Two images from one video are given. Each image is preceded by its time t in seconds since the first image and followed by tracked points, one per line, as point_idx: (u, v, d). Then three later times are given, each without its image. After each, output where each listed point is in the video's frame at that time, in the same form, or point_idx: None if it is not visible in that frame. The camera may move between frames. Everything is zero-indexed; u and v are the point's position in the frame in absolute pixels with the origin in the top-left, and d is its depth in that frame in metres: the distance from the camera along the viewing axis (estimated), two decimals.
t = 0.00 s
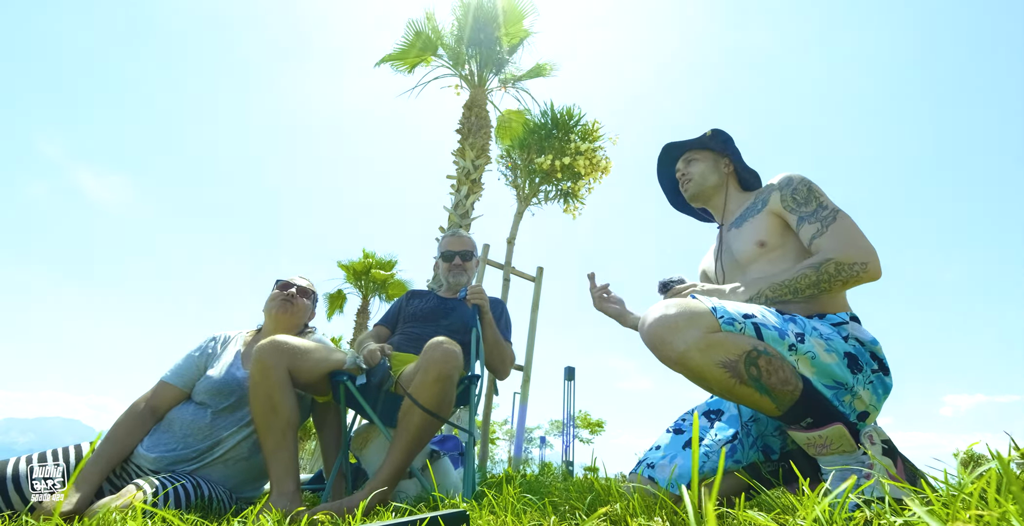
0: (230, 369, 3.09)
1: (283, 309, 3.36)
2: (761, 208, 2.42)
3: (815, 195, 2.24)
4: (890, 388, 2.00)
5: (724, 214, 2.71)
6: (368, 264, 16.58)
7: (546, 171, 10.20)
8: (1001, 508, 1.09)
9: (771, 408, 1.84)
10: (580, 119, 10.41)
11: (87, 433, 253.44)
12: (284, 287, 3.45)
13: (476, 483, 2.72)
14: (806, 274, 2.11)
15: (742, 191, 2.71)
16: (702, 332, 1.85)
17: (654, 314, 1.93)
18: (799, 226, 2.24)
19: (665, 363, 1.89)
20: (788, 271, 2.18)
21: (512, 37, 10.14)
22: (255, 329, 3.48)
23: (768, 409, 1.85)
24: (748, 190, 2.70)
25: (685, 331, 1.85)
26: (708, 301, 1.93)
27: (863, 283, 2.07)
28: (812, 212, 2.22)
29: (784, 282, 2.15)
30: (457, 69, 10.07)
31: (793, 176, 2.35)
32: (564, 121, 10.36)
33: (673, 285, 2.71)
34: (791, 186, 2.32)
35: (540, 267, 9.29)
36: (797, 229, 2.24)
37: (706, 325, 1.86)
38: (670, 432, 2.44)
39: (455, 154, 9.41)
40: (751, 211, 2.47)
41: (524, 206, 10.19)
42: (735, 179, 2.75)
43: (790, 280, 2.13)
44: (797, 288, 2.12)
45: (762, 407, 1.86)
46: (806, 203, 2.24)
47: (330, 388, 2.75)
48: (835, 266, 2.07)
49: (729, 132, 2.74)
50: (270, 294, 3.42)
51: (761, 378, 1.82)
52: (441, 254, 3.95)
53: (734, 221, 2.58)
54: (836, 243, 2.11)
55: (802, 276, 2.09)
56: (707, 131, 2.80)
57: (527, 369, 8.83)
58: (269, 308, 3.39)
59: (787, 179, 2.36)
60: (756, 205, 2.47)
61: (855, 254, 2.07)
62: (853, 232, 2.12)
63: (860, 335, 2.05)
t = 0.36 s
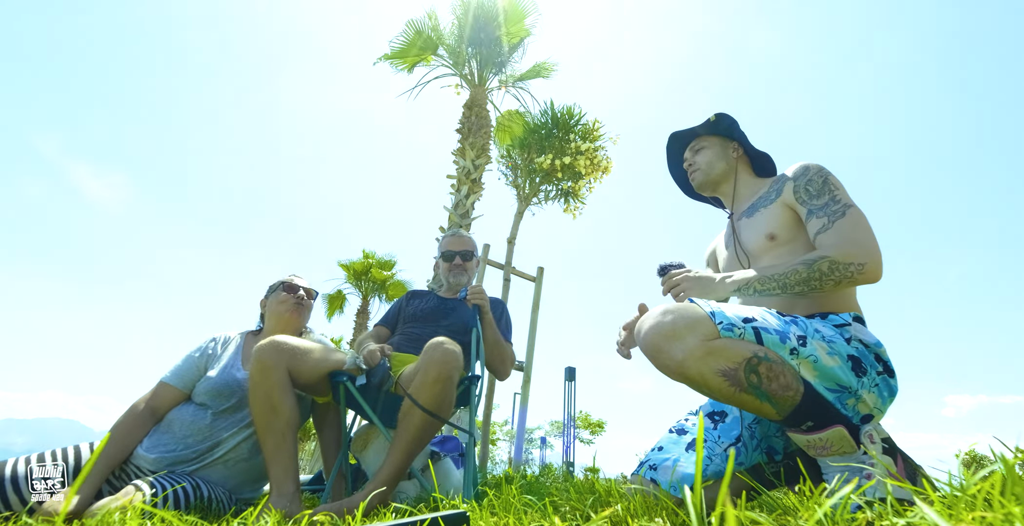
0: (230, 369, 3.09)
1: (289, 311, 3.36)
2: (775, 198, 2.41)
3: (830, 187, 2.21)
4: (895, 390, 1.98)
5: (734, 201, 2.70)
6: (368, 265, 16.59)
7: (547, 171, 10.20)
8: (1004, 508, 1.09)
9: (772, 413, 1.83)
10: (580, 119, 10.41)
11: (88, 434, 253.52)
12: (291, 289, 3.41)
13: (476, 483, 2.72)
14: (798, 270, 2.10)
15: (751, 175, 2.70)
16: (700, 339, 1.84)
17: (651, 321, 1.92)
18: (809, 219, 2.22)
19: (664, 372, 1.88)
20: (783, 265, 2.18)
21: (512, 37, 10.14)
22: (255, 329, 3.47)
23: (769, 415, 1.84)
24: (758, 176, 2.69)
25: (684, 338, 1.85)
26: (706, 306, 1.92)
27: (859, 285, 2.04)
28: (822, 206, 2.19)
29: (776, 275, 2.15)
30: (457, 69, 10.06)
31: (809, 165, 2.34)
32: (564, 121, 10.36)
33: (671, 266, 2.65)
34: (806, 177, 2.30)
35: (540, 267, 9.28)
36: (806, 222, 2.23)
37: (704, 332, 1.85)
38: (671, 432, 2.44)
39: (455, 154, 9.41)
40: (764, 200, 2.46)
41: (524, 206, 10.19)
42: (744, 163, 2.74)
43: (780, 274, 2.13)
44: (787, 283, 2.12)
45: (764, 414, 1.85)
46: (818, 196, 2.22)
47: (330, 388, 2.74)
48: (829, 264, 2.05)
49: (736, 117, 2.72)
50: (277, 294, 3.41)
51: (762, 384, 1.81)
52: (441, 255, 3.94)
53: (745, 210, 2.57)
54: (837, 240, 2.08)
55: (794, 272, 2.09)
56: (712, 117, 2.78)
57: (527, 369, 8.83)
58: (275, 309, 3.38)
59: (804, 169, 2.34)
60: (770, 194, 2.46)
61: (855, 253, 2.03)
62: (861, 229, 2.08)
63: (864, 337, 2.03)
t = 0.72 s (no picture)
0: (230, 370, 3.09)
1: (286, 310, 3.35)
2: (781, 193, 2.40)
3: (844, 182, 2.21)
4: (894, 389, 1.98)
5: (737, 184, 2.70)
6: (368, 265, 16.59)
7: (547, 171, 10.20)
8: (1005, 509, 1.08)
9: (776, 419, 1.84)
10: (580, 119, 10.40)
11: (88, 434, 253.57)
12: (287, 288, 3.41)
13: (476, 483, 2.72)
14: (827, 269, 2.06)
15: (756, 160, 2.71)
16: (705, 347, 1.84)
17: (654, 329, 1.92)
18: (825, 215, 2.20)
19: (669, 380, 1.89)
20: (808, 264, 2.14)
21: (512, 37, 10.14)
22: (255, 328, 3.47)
23: (774, 420, 1.84)
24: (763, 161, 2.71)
25: (688, 347, 1.84)
26: (708, 311, 1.90)
27: (893, 282, 1.98)
28: (840, 200, 2.18)
29: (802, 277, 2.11)
30: (457, 69, 10.06)
31: (820, 158, 2.34)
32: (564, 121, 10.36)
33: (677, 275, 2.63)
34: (818, 171, 2.31)
35: (540, 267, 9.28)
36: (823, 218, 2.21)
37: (709, 340, 1.84)
38: (669, 432, 2.44)
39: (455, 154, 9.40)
40: (769, 195, 2.45)
41: (524, 206, 10.19)
42: (752, 146, 2.76)
43: (808, 276, 2.09)
44: (815, 285, 2.08)
45: (769, 419, 1.85)
46: (833, 190, 2.21)
47: (330, 388, 2.74)
48: (861, 262, 2.00)
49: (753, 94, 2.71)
50: (274, 294, 3.41)
51: (768, 391, 1.80)
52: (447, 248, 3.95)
53: (748, 201, 2.56)
54: (863, 236, 2.04)
55: (822, 272, 2.05)
56: (728, 90, 2.76)
57: (527, 369, 8.83)
58: (273, 308, 3.38)
59: (814, 162, 2.34)
60: (776, 190, 2.44)
61: (886, 250, 1.98)
62: (886, 224, 2.04)
63: (862, 337, 2.03)
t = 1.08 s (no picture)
0: (230, 370, 3.08)
1: (287, 312, 3.35)
2: (774, 204, 2.40)
3: (833, 196, 2.21)
4: (896, 392, 1.97)
5: (736, 199, 2.69)
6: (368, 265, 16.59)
7: (547, 171, 10.19)
8: (1007, 511, 1.07)
9: (772, 415, 1.83)
10: (581, 119, 10.40)
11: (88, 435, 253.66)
12: (287, 289, 3.41)
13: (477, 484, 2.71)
14: (811, 286, 2.08)
15: (756, 177, 2.69)
16: (701, 341, 1.84)
17: (652, 324, 1.92)
18: (813, 229, 2.20)
19: (665, 373, 1.89)
20: (793, 280, 2.15)
21: (512, 37, 10.13)
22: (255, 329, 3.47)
23: (769, 416, 1.83)
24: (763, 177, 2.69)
25: (685, 340, 1.84)
26: (706, 309, 1.91)
27: (871, 297, 2.03)
28: (827, 215, 2.18)
29: (787, 293, 2.13)
30: (457, 69, 10.06)
31: (811, 171, 2.33)
32: (564, 121, 10.35)
33: (677, 290, 2.66)
34: (808, 185, 2.29)
35: (540, 268, 9.27)
36: (811, 232, 2.21)
37: (705, 335, 1.85)
38: (671, 433, 2.43)
39: (455, 154, 9.40)
40: (763, 205, 2.45)
41: (524, 207, 10.19)
42: (751, 163, 2.74)
43: (794, 292, 2.11)
44: (802, 300, 2.10)
45: (764, 415, 1.84)
46: (821, 205, 2.21)
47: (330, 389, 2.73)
48: (843, 279, 2.03)
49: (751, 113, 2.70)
50: (274, 294, 3.41)
51: (763, 386, 1.80)
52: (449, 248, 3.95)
53: (745, 211, 2.56)
54: (846, 253, 2.06)
55: (806, 289, 2.07)
56: (730, 109, 2.77)
57: (527, 369, 8.83)
58: (273, 309, 3.38)
59: (805, 175, 2.33)
60: (768, 200, 2.45)
61: (867, 267, 2.01)
62: (869, 242, 2.06)
63: (863, 339, 2.03)
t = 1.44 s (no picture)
0: (230, 370, 3.08)
1: (288, 312, 3.35)
2: (781, 205, 2.40)
3: (835, 193, 2.20)
4: (900, 394, 1.98)
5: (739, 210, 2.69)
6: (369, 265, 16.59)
7: (548, 171, 10.18)
8: (1008, 510, 1.07)
9: (778, 410, 1.83)
10: (581, 119, 10.39)
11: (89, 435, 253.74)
12: (289, 290, 3.41)
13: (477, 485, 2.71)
14: (802, 267, 2.10)
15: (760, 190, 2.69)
16: (711, 332, 1.83)
17: (662, 313, 1.91)
18: (814, 223, 2.21)
19: (673, 362, 1.87)
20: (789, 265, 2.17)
21: (512, 37, 10.13)
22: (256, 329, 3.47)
23: (774, 411, 1.83)
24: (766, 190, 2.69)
25: (695, 330, 1.83)
26: (717, 301, 1.91)
27: (862, 279, 2.02)
28: (826, 209, 2.18)
29: (779, 274, 2.14)
30: (458, 69, 10.06)
31: (814, 173, 2.32)
32: (564, 121, 10.35)
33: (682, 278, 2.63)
34: (810, 184, 2.29)
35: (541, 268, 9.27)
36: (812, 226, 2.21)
37: (715, 326, 1.84)
38: (673, 433, 2.42)
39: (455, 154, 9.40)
40: (771, 207, 2.46)
41: (524, 206, 10.19)
42: (755, 178, 2.74)
43: (785, 273, 2.12)
44: (792, 281, 2.12)
45: (769, 410, 1.84)
46: (822, 200, 2.21)
47: (331, 389, 2.73)
48: (833, 259, 2.04)
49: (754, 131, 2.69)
50: (276, 295, 3.41)
51: (770, 379, 1.80)
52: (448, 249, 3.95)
53: (753, 215, 2.56)
54: (840, 237, 2.07)
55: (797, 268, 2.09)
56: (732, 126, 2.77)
57: (528, 369, 8.83)
58: (274, 310, 3.38)
59: (809, 177, 2.33)
60: (777, 202, 2.45)
61: (856, 248, 2.02)
62: (863, 228, 2.06)
63: (871, 340, 2.03)
